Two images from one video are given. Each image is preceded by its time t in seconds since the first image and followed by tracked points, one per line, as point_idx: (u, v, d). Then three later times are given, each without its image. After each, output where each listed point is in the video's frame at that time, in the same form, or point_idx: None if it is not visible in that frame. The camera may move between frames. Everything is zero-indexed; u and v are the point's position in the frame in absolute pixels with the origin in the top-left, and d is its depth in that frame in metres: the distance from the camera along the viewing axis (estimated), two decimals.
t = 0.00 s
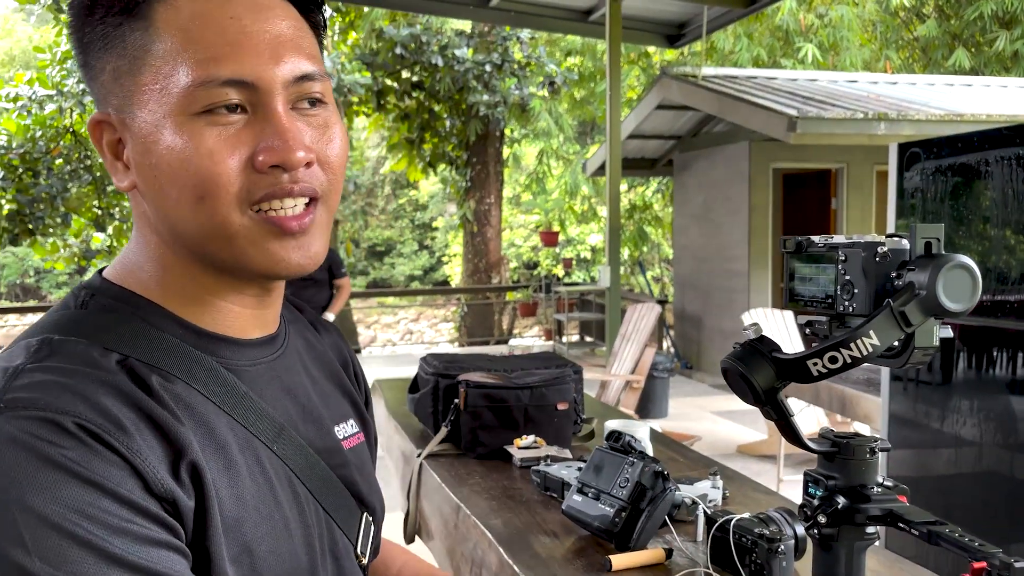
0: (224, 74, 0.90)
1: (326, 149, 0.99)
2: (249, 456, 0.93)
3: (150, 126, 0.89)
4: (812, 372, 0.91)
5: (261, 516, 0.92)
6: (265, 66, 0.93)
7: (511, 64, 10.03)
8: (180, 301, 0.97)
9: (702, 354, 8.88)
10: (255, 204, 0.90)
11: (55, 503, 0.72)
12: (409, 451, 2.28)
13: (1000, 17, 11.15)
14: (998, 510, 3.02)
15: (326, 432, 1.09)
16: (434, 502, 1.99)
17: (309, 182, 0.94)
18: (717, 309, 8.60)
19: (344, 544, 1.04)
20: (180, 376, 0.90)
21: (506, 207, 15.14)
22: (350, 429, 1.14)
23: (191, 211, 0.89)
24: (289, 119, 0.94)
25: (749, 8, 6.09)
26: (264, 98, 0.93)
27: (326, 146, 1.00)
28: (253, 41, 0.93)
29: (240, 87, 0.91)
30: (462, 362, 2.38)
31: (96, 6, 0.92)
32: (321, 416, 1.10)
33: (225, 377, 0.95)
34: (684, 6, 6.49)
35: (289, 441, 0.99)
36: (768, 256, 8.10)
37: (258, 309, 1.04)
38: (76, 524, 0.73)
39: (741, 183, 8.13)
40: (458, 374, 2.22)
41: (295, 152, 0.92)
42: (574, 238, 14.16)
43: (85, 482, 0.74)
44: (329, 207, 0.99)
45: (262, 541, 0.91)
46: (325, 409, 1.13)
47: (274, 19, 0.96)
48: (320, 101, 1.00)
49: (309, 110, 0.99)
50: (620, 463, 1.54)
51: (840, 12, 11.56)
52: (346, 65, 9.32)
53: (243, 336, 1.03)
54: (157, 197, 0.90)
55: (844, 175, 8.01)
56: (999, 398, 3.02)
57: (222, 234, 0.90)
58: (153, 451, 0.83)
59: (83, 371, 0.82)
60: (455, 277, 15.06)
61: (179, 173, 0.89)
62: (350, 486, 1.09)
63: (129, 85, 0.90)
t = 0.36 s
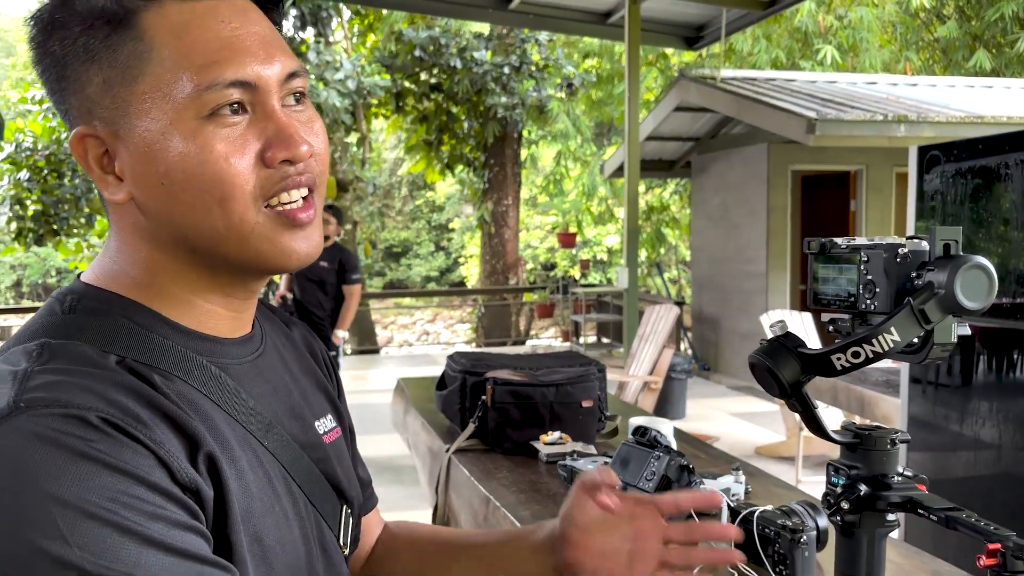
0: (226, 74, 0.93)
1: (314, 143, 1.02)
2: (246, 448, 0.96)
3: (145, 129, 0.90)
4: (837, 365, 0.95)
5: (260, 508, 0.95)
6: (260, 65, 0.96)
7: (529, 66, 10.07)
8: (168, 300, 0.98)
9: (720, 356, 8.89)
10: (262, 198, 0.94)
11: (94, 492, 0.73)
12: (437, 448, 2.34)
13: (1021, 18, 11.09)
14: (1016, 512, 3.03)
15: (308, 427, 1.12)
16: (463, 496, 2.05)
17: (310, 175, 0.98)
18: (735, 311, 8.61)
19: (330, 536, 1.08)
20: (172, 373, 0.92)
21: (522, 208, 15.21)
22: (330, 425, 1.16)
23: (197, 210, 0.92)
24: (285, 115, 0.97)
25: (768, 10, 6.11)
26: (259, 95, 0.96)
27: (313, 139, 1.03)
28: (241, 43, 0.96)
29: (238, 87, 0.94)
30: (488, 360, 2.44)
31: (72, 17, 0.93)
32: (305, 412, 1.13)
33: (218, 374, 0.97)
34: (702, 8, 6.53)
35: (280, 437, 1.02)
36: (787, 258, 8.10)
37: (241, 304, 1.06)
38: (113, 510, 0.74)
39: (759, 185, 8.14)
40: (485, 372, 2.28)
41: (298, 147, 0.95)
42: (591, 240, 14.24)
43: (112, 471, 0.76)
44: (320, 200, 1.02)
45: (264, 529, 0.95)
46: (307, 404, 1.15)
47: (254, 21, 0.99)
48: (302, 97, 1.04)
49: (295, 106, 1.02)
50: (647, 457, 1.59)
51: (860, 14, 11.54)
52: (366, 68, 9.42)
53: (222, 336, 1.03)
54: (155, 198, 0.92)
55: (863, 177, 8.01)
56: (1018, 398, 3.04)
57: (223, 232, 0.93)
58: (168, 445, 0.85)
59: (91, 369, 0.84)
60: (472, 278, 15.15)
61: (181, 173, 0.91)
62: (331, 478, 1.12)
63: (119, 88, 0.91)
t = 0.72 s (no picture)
0: (233, 93, 0.86)
1: (327, 156, 0.95)
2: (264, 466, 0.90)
3: (159, 143, 0.84)
4: (847, 360, 1.03)
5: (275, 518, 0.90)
6: (266, 85, 0.89)
7: (542, 68, 10.14)
8: (186, 311, 0.91)
9: (732, 357, 8.94)
10: (278, 218, 0.88)
11: (129, 485, 0.69)
12: (461, 442, 2.43)
13: None
14: None
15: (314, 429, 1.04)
16: (488, 488, 2.13)
17: (323, 191, 0.91)
18: (748, 312, 8.66)
19: (335, 536, 1.02)
20: (191, 384, 0.86)
21: (533, 209, 15.30)
22: (333, 425, 1.09)
23: (215, 227, 0.86)
24: (296, 132, 0.90)
25: (782, 13, 6.16)
26: (269, 112, 0.89)
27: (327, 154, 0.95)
28: (249, 58, 0.88)
29: (247, 104, 0.87)
30: (512, 357, 2.53)
31: (82, 33, 0.86)
32: (313, 414, 1.06)
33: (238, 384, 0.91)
34: (716, 10, 6.59)
35: (293, 442, 0.96)
36: (799, 259, 8.14)
37: (255, 314, 0.98)
38: (150, 501, 0.70)
39: (772, 186, 8.19)
40: (508, 368, 2.36)
41: (308, 164, 0.88)
42: (603, 240, 14.33)
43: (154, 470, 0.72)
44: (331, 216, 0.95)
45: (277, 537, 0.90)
46: (315, 405, 1.09)
47: (262, 36, 0.92)
48: (312, 114, 0.96)
49: (304, 121, 0.94)
50: (666, 449, 1.68)
51: (873, 16, 11.57)
52: (380, 71, 9.55)
53: (239, 342, 0.96)
54: (171, 215, 0.85)
55: (876, 179, 8.04)
56: None
57: (238, 249, 0.87)
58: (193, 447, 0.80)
59: (114, 380, 0.78)
60: (483, 278, 15.26)
61: (198, 188, 0.84)
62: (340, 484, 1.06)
63: (132, 104, 0.84)
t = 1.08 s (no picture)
0: (276, 110, 0.90)
1: (367, 170, 0.97)
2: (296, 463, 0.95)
3: (206, 155, 0.90)
4: (849, 355, 1.09)
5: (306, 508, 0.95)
6: (310, 102, 0.92)
7: (549, 69, 10.24)
8: (232, 307, 0.97)
9: (737, 358, 9.01)
10: (310, 229, 0.91)
11: (179, 462, 0.76)
12: (474, 437, 2.50)
13: None
14: None
15: (348, 425, 1.09)
16: (501, 480, 2.21)
17: (357, 204, 0.93)
18: (752, 313, 8.72)
19: (362, 529, 1.07)
20: (236, 379, 0.92)
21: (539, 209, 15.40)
22: (366, 423, 1.13)
23: (254, 238, 0.90)
24: (335, 149, 0.93)
25: (787, 16, 6.21)
26: (312, 127, 0.92)
27: (366, 168, 0.97)
28: (295, 76, 0.92)
29: (290, 120, 0.91)
30: (524, 355, 2.60)
31: (149, 44, 0.93)
32: (349, 412, 1.11)
33: (279, 381, 0.97)
34: (722, 13, 6.65)
35: (327, 437, 1.02)
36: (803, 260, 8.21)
37: (295, 315, 1.03)
38: (202, 478, 0.77)
39: (777, 188, 8.26)
40: (520, 366, 2.43)
41: (342, 178, 0.92)
42: (608, 240, 14.42)
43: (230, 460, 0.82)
44: (369, 227, 0.97)
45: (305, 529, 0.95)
46: (350, 401, 1.14)
47: (316, 54, 0.96)
48: (359, 127, 0.98)
49: (351, 136, 0.96)
50: (675, 442, 1.74)
51: (878, 18, 11.62)
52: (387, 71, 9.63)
53: (285, 340, 1.02)
54: (215, 222, 0.91)
55: (881, 181, 8.10)
56: None
57: (275, 255, 0.91)
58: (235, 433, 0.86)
59: (168, 370, 0.85)
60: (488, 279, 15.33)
61: (236, 197, 0.89)
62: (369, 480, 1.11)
63: (188, 116, 0.91)
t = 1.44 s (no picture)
0: (289, 111, 0.96)
1: (379, 158, 1.02)
2: (328, 447, 0.98)
3: (228, 159, 0.95)
4: (837, 347, 1.15)
5: (341, 489, 0.98)
6: (317, 101, 0.97)
7: (548, 69, 10.31)
8: (262, 300, 1.01)
9: (733, 358, 9.08)
10: (335, 219, 0.95)
11: (189, 495, 0.79)
12: (476, 431, 2.56)
13: None
14: (1011, 509, 3.24)
15: (373, 412, 1.13)
16: (502, 472, 2.27)
17: (375, 191, 0.98)
18: (749, 313, 8.80)
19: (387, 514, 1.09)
20: (272, 373, 0.96)
21: (537, 209, 15.46)
22: (390, 408, 1.18)
23: (280, 232, 0.95)
24: (345, 140, 0.98)
25: (785, 18, 6.27)
26: (321, 124, 0.97)
27: (378, 156, 1.02)
28: (298, 78, 0.97)
29: (300, 119, 0.96)
30: (525, 351, 2.65)
31: (162, 63, 0.99)
32: (373, 397, 1.15)
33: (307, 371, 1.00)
34: (721, 15, 6.72)
35: (354, 425, 1.03)
36: (800, 261, 8.27)
37: (327, 305, 1.07)
38: (203, 508, 0.80)
39: (775, 189, 8.33)
40: (521, 362, 2.49)
41: (358, 166, 0.96)
42: (606, 241, 14.51)
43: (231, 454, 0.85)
44: (389, 212, 1.01)
45: (337, 515, 0.97)
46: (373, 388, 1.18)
47: (317, 52, 1.01)
48: (366, 116, 1.03)
49: (358, 125, 1.01)
50: (672, 434, 1.80)
51: (876, 21, 11.71)
52: (385, 71, 9.70)
53: (317, 330, 1.06)
54: (241, 222, 0.95)
55: (877, 183, 8.17)
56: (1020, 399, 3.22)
57: (302, 247, 0.96)
58: (258, 423, 0.90)
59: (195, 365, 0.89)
60: (486, 279, 15.40)
61: (259, 196, 0.94)
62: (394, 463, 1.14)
63: (208, 126, 0.96)
